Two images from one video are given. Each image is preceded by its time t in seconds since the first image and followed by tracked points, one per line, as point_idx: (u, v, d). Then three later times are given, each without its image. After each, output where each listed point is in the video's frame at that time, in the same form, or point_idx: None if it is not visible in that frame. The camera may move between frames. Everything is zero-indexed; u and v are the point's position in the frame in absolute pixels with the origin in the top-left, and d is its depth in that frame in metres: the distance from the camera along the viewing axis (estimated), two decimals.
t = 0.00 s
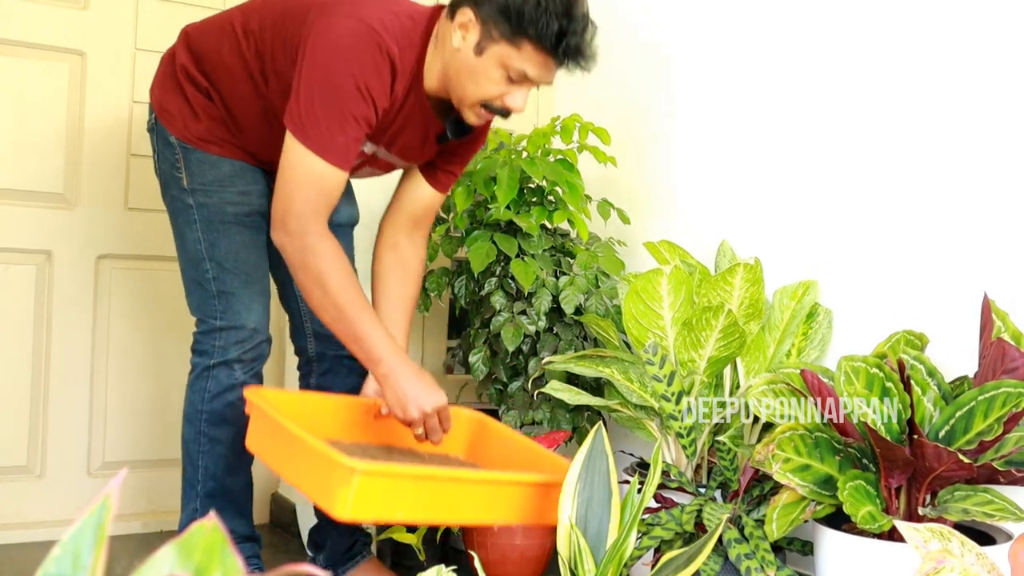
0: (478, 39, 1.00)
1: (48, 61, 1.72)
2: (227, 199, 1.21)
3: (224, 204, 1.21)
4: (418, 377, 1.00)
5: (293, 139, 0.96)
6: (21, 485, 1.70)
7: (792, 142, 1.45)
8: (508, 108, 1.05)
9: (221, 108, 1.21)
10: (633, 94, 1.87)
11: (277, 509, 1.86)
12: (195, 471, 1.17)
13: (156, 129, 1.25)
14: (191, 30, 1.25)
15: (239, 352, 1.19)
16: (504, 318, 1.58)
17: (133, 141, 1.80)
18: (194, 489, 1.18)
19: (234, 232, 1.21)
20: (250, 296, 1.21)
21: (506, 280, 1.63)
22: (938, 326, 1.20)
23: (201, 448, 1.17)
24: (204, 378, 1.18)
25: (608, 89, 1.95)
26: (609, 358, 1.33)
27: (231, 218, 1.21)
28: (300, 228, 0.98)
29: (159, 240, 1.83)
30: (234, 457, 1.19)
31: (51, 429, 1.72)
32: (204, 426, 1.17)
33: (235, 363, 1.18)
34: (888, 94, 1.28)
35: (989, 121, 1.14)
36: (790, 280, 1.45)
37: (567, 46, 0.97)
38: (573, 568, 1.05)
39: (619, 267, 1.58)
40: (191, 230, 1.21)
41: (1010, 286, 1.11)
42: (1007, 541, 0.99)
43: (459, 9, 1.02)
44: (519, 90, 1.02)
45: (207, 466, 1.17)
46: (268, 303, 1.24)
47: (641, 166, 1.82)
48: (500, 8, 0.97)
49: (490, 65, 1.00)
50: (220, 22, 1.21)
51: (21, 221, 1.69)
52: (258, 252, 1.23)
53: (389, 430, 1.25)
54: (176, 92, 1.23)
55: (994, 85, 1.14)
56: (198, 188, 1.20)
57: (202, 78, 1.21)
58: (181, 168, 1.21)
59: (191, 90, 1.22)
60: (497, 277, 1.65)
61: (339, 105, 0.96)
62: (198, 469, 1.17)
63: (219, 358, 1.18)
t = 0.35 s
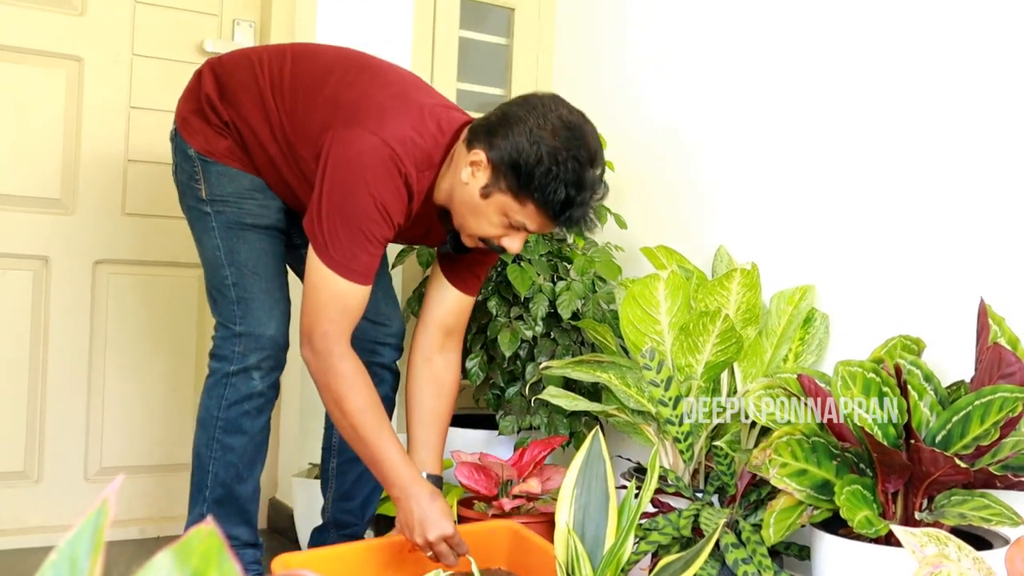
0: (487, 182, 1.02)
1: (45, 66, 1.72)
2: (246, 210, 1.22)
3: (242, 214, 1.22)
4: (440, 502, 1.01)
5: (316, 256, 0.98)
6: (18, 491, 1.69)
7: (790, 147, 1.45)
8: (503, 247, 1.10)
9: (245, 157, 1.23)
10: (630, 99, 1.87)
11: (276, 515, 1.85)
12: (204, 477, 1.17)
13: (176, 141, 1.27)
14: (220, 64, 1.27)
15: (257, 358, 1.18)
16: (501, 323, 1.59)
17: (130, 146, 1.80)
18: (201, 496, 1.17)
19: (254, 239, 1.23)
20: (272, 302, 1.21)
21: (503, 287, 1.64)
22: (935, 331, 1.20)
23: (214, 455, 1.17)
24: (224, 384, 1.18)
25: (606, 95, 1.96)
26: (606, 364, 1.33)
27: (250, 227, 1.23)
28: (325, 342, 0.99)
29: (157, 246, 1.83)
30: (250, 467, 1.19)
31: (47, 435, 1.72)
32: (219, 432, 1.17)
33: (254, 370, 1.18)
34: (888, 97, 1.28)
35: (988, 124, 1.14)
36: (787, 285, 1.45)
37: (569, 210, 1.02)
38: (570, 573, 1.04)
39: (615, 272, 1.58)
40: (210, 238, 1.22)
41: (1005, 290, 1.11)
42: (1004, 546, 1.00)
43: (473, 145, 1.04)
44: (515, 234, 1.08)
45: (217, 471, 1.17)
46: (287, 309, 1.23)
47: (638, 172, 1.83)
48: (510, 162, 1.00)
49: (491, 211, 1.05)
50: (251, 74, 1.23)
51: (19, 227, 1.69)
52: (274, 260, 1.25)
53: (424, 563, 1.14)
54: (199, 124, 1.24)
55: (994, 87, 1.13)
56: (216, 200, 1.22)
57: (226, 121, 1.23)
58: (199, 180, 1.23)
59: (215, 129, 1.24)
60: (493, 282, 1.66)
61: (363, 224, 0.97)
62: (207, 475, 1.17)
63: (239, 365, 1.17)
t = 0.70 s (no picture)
0: (507, 203, 1.05)
1: (41, 69, 1.72)
2: (253, 215, 1.22)
3: (250, 219, 1.22)
4: (450, 518, 1.02)
5: (333, 268, 0.98)
6: (15, 494, 1.69)
7: (789, 148, 1.44)
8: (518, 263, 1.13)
9: (252, 163, 1.23)
10: (628, 101, 1.87)
11: (274, 518, 1.85)
12: (206, 480, 1.17)
13: (182, 145, 1.26)
14: (229, 69, 1.27)
15: (263, 365, 1.18)
16: (499, 324, 1.61)
17: (128, 149, 1.80)
18: (202, 499, 1.17)
19: (261, 244, 1.23)
20: (277, 307, 1.20)
21: (501, 290, 1.66)
22: (933, 332, 1.21)
23: (216, 459, 1.16)
24: (228, 391, 1.17)
25: (604, 97, 1.96)
26: (605, 365, 1.33)
27: (257, 232, 1.23)
28: (340, 355, 0.99)
29: (155, 248, 1.83)
30: (252, 472, 1.19)
31: (45, 437, 1.72)
32: (223, 438, 1.16)
33: (259, 377, 1.18)
34: (887, 98, 1.28)
35: (988, 125, 1.14)
36: (785, 287, 1.45)
37: (588, 230, 1.06)
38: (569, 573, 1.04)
39: (613, 274, 1.59)
40: (216, 242, 1.22)
41: (1002, 291, 1.12)
42: (1001, 548, 1.00)
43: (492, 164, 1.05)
44: (530, 252, 1.11)
45: (219, 476, 1.16)
46: (293, 313, 1.23)
47: (636, 174, 1.83)
48: (534, 184, 1.02)
49: (510, 232, 1.07)
50: (261, 82, 1.22)
51: (15, 230, 1.69)
52: (282, 264, 1.25)
53: None
54: (207, 128, 1.24)
55: (994, 88, 1.13)
56: (223, 204, 1.22)
57: (234, 126, 1.22)
58: (206, 184, 1.22)
59: (223, 134, 1.23)
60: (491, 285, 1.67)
61: (381, 237, 0.97)
62: (209, 479, 1.17)
63: (245, 371, 1.17)
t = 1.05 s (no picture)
0: (522, 186, 1.07)
1: (39, 72, 1.72)
2: (258, 217, 1.22)
3: (254, 222, 1.22)
4: (465, 515, 1.00)
5: (348, 261, 0.99)
6: (13, 498, 1.69)
7: (787, 148, 1.45)
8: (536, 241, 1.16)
9: (258, 159, 1.23)
10: (627, 105, 1.88)
11: (272, 521, 1.85)
12: (206, 484, 1.17)
13: (184, 143, 1.26)
14: (228, 64, 1.26)
15: (266, 370, 1.18)
16: (497, 328, 1.62)
17: (126, 152, 1.80)
18: (203, 503, 1.17)
19: (264, 249, 1.23)
20: (281, 314, 1.21)
21: (499, 293, 1.66)
22: (930, 335, 1.21)
23: (217, 463, 1.16)
24: (230, 395, 1.17)
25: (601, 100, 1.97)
26: (602, 368, 1.33)
27: (261, 236, 1.23)
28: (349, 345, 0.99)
29: (154, 251, 1.83)
30: (253, 475, 1.19)
31: (43, 441, 1.72)
32: (224, 442, 1.16)
33: (262, 381, 1.18)
34: (886, 100, 1.28)
35: (988, 127, 1.14)
36: (783, 290, 1.45)
37: (604, 209, 1.09)
38: None
39: (611, 278, 1.60)
40: (221, 246, 1.22)
41: (1001, 294, 1.12)
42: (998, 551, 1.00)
43: (505, 150, 1.07)
44: (547, 231, 1.13)
45: (220, 480, 1.17)
46: (297, 319, 1.23)
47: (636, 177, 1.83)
48: (548, 168, 1.04)
49: (527, 213, 1.10)
50: (263, 75, 1.22)
51: (13, 233, 1.69)
52: (286, 269, 1.25)
53: None
54: (210, 127, 1.24)
55: (994, 90, 1.13)
56: (228, 207, 1.22)
57: (238, 123, 1.22)
58: (210, 185, 1.22)
59: (227, 131, 1.23)
60: (489, 288, 1.67)
61: (396, 228, 0.99)
62: (210, 483, 1.17)
63: (247, 375, 1.17)
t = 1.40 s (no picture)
0: (526, 197, 1.08)
1: (38, 73, 1.72)
2: (259, 221, 1.22)
3: (255, 225, 1.22)
4: (475, 508, 0.98)
5: (353, 262, 0.99)
6: (12, 499, 1.69)
7: (787, 149, 1.45)
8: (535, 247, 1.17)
9: (258, 163, 1.23)
10: (627, 105, 1.88)
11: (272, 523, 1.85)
12: (209, 488, 1.17)
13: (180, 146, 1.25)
14: (227, 68, 1.26)
15: (271, 374, 1.18)
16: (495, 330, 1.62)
17: (126, 153, 1.80)
18: (205, 507, 1.17)
19: (265, 252, 1.23)
20: (284, 317, 1.21)
21: (500, 295, 1.66)
22: (930, 336, 1.21)
23: (220, 467, 1.17)
24: (232, 399, 1.17)
25: (601, 101, 1.97)
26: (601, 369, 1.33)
27: (262, 239, 1.23)
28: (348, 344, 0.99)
29: (154, 253, 1.83)
30: (254, 478, 1.19)
31: (43, 443, 1.72)
32: (227, 445, 1.16)
33: (265, 385, 1.18)
34: (886, 102, 1.28)
35: (988, 129, 1.14)
36: (783, 291, 1.45)
37: (606, 224, 1.10)
38: None
39: (610, 278, 1.59)
40: (221, 250, 1.21)
41: (1001, 295, 1.12)
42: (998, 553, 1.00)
43: (510, 161, 1.08)
44: (547, 239, 1.15)
45: (222, 484, 1.17)
46: (299, 321, 1.24)
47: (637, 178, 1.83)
48: (554, 182, 1.05)
49: (529, 222, 1.11)
50: (265, 79, 1.22)
51: (13, 234, 1.69)
52: (287, 272, 1.25)
53: None
54: (208, 131, 1.23)
55: (994, 92, 1.13)
56: (228, 211, 1.21)
57: (239, 128, 1.22)
58: (209, 189, 1.22)
59: (226, 136, 1.23)
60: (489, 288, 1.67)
61: (404, 231, 0.99)
62: (213, 486, 1.17)
63: (252, 379, 1.17)
